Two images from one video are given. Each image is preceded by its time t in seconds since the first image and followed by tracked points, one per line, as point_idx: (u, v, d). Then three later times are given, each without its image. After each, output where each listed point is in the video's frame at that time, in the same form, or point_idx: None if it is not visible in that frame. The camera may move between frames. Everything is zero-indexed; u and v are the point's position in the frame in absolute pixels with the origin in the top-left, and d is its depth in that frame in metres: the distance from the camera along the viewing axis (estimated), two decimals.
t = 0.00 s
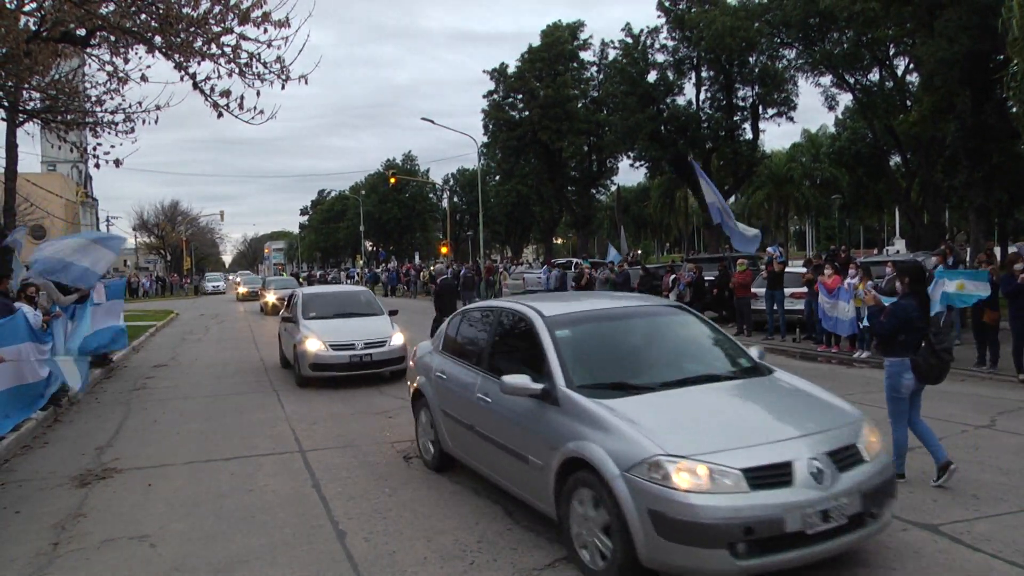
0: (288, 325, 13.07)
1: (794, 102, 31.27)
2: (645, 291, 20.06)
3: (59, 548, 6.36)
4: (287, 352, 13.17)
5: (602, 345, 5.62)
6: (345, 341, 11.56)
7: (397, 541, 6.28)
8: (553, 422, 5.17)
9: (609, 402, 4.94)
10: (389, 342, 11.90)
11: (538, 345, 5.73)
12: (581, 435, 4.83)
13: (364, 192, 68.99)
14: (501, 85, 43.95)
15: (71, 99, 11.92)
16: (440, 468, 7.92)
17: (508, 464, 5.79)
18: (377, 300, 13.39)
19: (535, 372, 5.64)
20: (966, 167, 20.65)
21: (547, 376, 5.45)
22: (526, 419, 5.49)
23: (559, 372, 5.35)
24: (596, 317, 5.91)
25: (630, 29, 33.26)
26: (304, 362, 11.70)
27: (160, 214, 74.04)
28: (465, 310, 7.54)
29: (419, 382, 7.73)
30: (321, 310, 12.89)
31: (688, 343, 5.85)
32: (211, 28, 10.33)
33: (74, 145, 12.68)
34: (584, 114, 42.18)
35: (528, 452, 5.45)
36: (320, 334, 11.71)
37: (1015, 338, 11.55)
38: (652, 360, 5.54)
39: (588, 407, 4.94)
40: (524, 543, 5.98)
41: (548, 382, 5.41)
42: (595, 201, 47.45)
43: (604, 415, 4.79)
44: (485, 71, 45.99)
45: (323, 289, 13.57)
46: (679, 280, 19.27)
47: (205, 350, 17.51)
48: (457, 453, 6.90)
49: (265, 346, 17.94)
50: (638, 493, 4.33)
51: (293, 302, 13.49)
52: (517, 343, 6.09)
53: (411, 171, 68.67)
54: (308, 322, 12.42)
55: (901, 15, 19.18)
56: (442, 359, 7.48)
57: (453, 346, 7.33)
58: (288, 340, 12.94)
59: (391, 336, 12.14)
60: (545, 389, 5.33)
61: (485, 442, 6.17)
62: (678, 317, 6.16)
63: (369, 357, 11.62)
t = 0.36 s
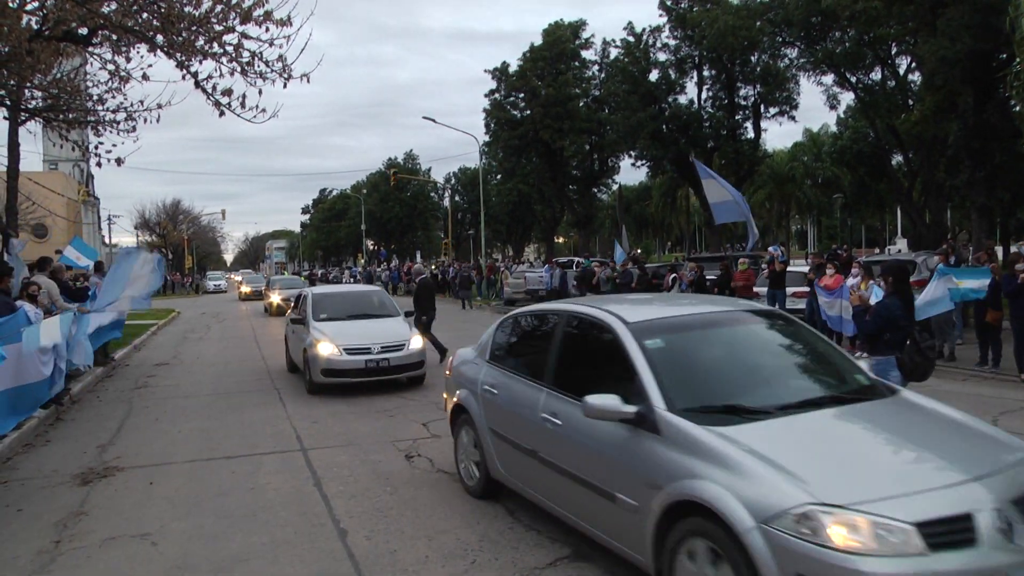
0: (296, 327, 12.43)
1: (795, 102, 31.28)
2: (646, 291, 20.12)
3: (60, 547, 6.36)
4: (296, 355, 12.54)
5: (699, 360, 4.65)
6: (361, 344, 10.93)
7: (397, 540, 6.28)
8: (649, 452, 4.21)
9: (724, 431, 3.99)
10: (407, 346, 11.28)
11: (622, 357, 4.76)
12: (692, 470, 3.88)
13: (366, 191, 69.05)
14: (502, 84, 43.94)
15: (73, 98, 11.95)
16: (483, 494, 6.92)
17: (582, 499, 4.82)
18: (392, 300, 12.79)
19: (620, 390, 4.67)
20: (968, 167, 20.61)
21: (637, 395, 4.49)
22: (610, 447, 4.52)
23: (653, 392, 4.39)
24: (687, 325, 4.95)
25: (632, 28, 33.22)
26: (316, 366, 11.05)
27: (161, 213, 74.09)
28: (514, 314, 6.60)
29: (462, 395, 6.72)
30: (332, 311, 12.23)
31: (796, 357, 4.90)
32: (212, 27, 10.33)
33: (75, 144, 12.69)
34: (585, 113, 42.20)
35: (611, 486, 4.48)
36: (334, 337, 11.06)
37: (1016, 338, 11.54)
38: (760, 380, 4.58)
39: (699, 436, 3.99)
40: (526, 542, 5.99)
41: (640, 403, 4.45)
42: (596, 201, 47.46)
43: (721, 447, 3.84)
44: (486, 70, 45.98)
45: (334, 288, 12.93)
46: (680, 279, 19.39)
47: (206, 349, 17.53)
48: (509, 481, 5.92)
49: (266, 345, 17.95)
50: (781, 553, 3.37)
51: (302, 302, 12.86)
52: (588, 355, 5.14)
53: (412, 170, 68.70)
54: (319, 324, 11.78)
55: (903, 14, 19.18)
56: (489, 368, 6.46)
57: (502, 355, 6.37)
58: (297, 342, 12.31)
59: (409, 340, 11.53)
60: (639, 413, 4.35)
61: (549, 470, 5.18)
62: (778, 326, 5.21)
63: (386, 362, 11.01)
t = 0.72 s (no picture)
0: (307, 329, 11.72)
1: (797, 101, 31.26)
2: (648, 291, 20.07)
3: (62, 545, 6.39)
4: (306, 359, 11.84)
5: (841, 383, 3.67)
6: (378, 350, 10.20)
7: (400, 539, 6.29)
8: (798, 505, 3.23)
9: (902, 480, 3.03)
10: (428, 351, 10.53)
11: (742, 378, 3.75)
12: (870, 536, 2.90)
13: (368, 190, 69.09)
14: (504, 83, 43.93)
15: (75, 97, 11.97)
16: (538, 532, 5.93)
17: (691, 554, 3.83)
18: (410, 301, 12.07)
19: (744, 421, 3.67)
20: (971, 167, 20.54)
21: (771, 430, 3.48)
22: (737, 494, 3.54)
23: (795, 425, 3.40)
24: (818, 336, 3.95)
25: (634, 27, 33.20)
26: (330, 375, 10.32)
27: (164, 211, 74.18)
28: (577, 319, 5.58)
29: (515, 414, 5.71)
30: (346, 313, 11.51)
31: (954, 377, 3.93)
32: (214, 26, 10.32)
33: (78, 143, 12.71)
34: (587, 113, 42.23)
35: (741, 544, 3.49)
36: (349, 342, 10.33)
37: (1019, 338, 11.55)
38: (924, 408, 3.61)
39: (867, 487, 3.03)
40: (528, 541, 6.00)
41: (775, 440, 3.45)
42: (598, 200, 47.46)
43: (906, 506, 2.88)
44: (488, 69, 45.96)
45: (347, 288, 12.21)
46: (683, 280, 19.39)
47: (208, 348, 17.56)
48: (583, 520, 4.92)
49: (269, 344, 17.97)
50: None
51: (313, 302, 12.14)
52: (687, 374, 4.14)
53: (414, 169, 68.72)
54: (331, 327, 11.05)
55: (906, 14, 19.19)
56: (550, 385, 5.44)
57: (567, 369, 5.34)
58: (308, 346, 11.59)
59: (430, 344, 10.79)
60: (774, 453, 3.37)
61: (644, 514, 4.18)
62: (919, 336, 4.24)
63: (405, 369, 10.27)
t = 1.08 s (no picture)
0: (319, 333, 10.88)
1: (800, 101, 31.22)
2: (650, 291, 19.91)
3: (65, 543, 6.39)
4: (318, 365, 11.04)
5: None
6: (400, 357, 9.32)
7: (402, 537, 6.30)
8: None
9: None
10: (453, 357, 9.70)
11: (933, 413, 2.80)
12: None
13: (370, 189, 69.11)
14: (507, 82, 43.88)
15: (78, 96, 11.98)
16: None
17: None
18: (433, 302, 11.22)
19: (845, 444, 3.10)
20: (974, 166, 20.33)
21: (991, 486, 2.53)
22: None
23: None
24: None
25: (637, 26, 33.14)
26: (347, 385, 9.45)
27: (166, 210, 74.17)
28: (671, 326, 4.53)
29: (586, 439, 4.72)
30: (363, 317, 10.66)
31: None
32: (217, 25, 10.32)
33: (80, 142, 12.71)
34: (590, 112, 42.24)
35: None
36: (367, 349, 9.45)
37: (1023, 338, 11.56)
38: None
39: None
40: (533, 539, 6.03)
41: (939, 482, 2.71)
42: (601, 199, 47.42)
43: None
44: (491, 68, 45.92)
45: (363, 289, 11.38)
46: (685, 279, 19.38)
47: (210, 347, 17.56)
48: None
49: (271, 343, 17.98)
50: None
51: (326, 304, 11.31)
52: (842, 401, 3.18)
53: (417, 168, 68.67)
54: (346, 331, 10.21)
55: (909, 13, 19.17)
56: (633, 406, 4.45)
57: (659, 388, 4.33)
58: (319, 350, 10.75)
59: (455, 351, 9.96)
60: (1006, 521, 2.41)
61: None
62: None
63: (429, 377, 9.40)
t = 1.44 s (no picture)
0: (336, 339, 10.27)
1: (805, 100, 31.20)
2: (654, 291, 19.97)
3: (70, 543, 6.40)
4: (333, 373, 10.43)
5: None
6: (427, 367, 8.68)
7: (407, 537, 6.30)
8: None
9: None
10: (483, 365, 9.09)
11: None
12: None
13: (374, 189, 69.14)
14: (511, 82, 43.90)
15: (83, 96, 12.01)
16: None
17: None
18: (457, 306, 10.59)
19: (886, 446, 3.06)
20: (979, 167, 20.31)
21: None
22: None
23: None
24: None
25: (641, 26, 33.12)
26: (368, 397, 8.83)
27: (171, 210, 74.22)
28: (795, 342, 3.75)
29: (689, 479, 3.94)
30: (383, 322, 10.02)
31: None
32: (222, 24, 10.33)
33: (85, 141, 12.72)
34: (594, 112, 42.22)
35: None
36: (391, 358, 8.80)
37: None
38: None
39: None
40: (539, 539, 6.02)
41: None
42: (606, 199, 47.39)
43: None
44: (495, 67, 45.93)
45: (382, 292, 10.74)
46: (689, 279, 19.36)
47: (215, 347, 17.57)
48: None
49: (276, 343, 17.98)
50: None
51: (343, 308, 10.69)
52: None
53: (421, 167, 68.63)
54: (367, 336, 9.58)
55: (914, 12, 19.17)
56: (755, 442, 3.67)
57: (788, 421, 3.56)
58: (336, 357, 10.12)
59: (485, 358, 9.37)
60: None
61: None
62: None
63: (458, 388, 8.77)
